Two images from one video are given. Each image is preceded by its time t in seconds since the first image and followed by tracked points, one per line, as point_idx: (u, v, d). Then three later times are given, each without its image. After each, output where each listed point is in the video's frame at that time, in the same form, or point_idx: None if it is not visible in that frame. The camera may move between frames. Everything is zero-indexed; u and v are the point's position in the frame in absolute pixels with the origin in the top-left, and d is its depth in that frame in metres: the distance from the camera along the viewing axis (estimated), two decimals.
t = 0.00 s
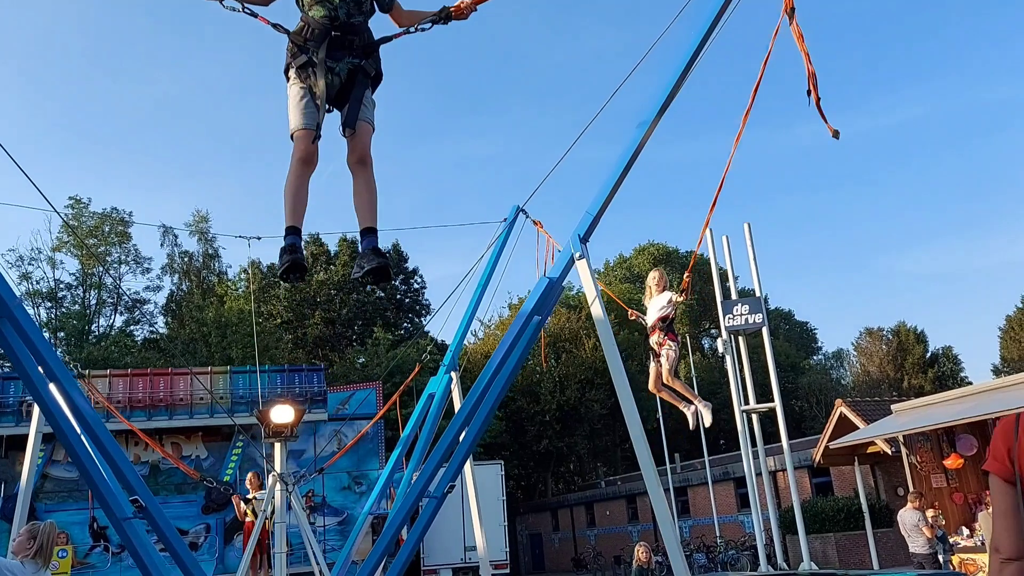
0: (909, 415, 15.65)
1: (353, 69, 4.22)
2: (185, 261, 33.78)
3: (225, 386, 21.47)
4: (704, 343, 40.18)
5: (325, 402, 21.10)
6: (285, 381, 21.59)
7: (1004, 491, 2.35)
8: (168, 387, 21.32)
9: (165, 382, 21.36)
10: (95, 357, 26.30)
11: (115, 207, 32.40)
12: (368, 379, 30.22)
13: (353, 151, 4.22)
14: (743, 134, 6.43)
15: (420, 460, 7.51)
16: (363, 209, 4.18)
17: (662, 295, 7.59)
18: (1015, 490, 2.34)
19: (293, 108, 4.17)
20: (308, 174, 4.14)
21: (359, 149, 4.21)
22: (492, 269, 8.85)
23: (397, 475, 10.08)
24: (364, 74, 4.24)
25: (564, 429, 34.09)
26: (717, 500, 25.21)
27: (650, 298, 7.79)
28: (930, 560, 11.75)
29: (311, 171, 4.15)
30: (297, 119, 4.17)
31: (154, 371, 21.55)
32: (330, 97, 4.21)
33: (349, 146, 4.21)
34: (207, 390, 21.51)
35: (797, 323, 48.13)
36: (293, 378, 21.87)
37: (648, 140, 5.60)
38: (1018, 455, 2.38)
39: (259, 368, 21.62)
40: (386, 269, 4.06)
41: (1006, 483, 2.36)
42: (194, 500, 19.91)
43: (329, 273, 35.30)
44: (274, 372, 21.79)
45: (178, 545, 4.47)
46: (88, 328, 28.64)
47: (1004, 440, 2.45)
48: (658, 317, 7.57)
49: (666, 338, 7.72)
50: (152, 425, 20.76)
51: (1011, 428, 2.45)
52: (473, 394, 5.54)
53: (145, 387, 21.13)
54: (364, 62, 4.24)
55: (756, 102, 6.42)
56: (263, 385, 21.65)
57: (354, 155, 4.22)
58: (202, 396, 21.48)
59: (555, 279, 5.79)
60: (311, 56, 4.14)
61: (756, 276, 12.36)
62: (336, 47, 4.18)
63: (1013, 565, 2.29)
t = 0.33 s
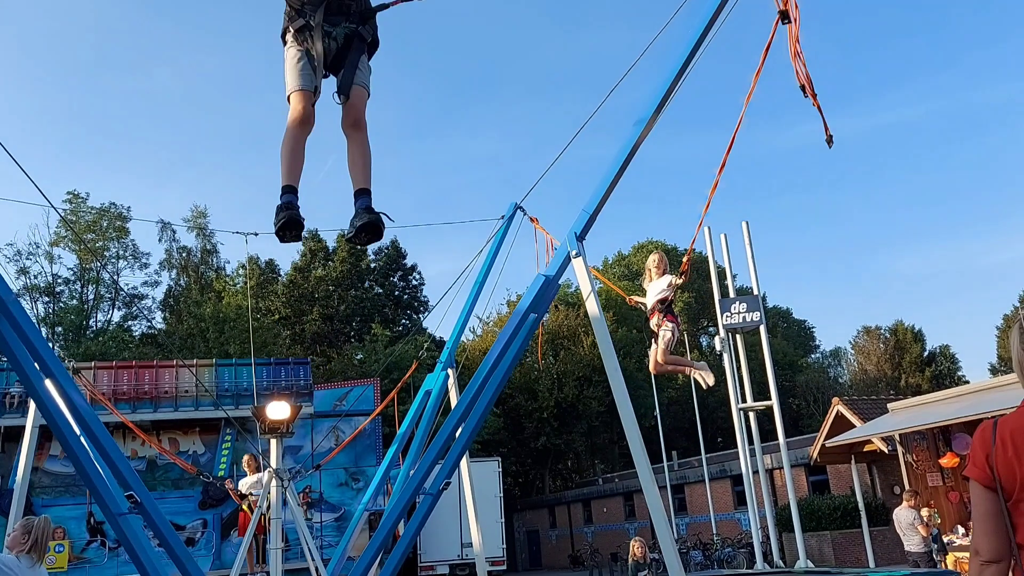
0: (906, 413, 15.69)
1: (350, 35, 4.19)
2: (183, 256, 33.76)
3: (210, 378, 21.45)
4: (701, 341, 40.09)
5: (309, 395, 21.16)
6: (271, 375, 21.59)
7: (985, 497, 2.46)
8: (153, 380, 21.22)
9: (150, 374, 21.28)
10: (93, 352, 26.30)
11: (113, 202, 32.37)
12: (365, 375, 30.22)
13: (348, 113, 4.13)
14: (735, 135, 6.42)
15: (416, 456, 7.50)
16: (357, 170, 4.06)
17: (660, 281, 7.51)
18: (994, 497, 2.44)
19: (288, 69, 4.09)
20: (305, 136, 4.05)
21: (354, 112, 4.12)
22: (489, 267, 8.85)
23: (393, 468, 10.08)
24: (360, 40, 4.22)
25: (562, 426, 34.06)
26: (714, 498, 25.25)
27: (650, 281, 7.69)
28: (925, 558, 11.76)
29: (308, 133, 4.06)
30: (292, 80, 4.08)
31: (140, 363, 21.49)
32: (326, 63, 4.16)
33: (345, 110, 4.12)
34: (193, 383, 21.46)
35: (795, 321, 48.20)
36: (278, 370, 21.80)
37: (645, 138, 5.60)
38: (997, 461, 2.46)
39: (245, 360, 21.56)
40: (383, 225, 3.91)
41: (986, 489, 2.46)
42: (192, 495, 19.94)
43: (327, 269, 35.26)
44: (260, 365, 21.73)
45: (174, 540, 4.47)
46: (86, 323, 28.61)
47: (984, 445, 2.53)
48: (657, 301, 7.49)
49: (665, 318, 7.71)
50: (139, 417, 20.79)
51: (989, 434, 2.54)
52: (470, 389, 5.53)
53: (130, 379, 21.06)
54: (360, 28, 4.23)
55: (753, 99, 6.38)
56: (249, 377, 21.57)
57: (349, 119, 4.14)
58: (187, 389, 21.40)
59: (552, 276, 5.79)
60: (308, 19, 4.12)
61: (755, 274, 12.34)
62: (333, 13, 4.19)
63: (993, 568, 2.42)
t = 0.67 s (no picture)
0: (904, 413, 15.70)
1: (349, 14, 4.19)
2: (183, 253, 33.77)
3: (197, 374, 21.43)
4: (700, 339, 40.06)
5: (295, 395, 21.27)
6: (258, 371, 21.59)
7: (967, 497, 2.46)
8: (138, 375, 21.06)
9: (135, 369, 21.14)
10: (92, 347, 26.26)
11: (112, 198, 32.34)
12: (364, 372, 30.25)
13: (346, 91, 4.10)
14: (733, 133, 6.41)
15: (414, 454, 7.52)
16: (354, 149, 4.04)
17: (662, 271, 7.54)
18: (976, 497, 2.45)
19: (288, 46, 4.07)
20: (303, 114, 4.05)
21: (353, 90, 4.09)
22: (487, 265, 8.85)
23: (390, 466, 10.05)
24: (359, 18, 4.21)
25: (560, 425, 34.09)
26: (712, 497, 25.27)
27: (650, 271, 7.75)
28: (921, 558, 11.77)
29: (306, 111, 4.06)
30: (292, 57, 4.06)
31: (126, 358, 21.36)
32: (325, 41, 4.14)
33: (343, 87, 4.09)
34: (179, 378, 21.36)
35: (794, 321, 48.25)
36: (267, 366, 21.92)
37: (643, 137, 5.60)
38: (978, 461, 2.46)
39: (233, 356, 21.55)
40: (379, 204, 3.90)
41: (968, 489, 2.46)
42: (190, 491, 19.96)
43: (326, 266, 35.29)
44: (247, 361, 21.74)
45: (170, 536, 4.48)
46: (84, 319, 28.58)
47: (966, 446, 2.54)
48: (658, 291, 7.54)
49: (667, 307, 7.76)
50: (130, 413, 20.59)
51: (971, 434, 2.55)
52: (467, 387, 5.55)
53: (116, 374, 20.97)
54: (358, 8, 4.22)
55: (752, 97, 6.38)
56: (236, 373, 21.52)
57: (346, 97, 4.11)
58: (173, 385, 21.24)
59: (549, 275, 5.79)
60: None
61: (754, 274, 12.34)
62: None
63: (975, 566, 2.43)
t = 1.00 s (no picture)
0: (901, 416, 15.74)
1: (349, 11, 4.13)
2: (183, 251, 33.78)
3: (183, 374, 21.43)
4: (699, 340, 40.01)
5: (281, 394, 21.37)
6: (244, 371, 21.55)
7: (951, 501, 2.49)
8: (124, 375, 21.01)
9: (121, 369, 21.06)
10: (91, 347, 26.26)
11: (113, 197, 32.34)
12: (362, 372, 30.26)
13: (347, 87, 4.12)
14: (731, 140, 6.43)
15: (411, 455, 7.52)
16: (355, 148, 4.07)
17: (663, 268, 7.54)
18: (959, 501, 2.47)
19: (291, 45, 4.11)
20: (303, 110, 4.08)
21: (352, 87, 4.10)
22: (485, 266, 8.87)
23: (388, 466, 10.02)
24: (360, 15, 4.16)
25: (559, 425, 34.10)
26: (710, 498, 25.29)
27: (651, 268, 7.75)
28: (918, 560, 11.77)
29: (306, 107, 4.08)
30: (292, 56, 4.10)
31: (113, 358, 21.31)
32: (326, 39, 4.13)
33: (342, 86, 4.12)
34: (165, 379, 21.33)
35: (793, 323, 48.28)
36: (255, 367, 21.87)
37: (641, 140, 5.64)
38: (963, 468, 2.48)
39: (219, 356, 21.45)
40: (378, 209, 3.94)
41: (953, 494, 2.48)
42: (189, 490, 19.99)
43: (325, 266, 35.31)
44: (234, 361, 21.62)
45: (166, 536, 4.48)
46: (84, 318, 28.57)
47: (951, 453, 2.55)
48: (660, 288, 7.54)
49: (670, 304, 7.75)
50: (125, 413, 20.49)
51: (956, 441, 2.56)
52: (465, 388, 5.56)
53: (102, 373, 20.91)
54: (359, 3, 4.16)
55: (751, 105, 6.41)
56: (222, 373, 21.44)
57: (348, 94, 4.11)
58: (159, 385, 21.22)
59: (546, 277, 5.80)
60: None
61: (753, 276, 12.34)
62: None
63: (957, 571, 2.45)
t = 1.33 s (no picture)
0: (900, 417, 15.77)
1: (352, 24, 4.11)
2: (183, 251, 33.82)
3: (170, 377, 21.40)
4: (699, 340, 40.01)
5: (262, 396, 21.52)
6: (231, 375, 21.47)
7: (939, 506, 2.50)
8: (112, 378, 20.94)
9: (109, 371, 20.97)
10: (92, 347, 26.29)
11: (113, 197, 32.35)
12: (362, 372, 30.28)
13: (349, 100, 4.13)
14: (730, 144, 6.42)
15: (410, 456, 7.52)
16: (355, 162, 4.09)
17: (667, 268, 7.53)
18: (947, 506, 2.49)
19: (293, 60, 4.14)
20: (303, 124, 4.09)
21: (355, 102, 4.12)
22: (484, 267, 8.88)
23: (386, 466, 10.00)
24: (361, 28, 4.13)
25: (558, 426, 34.11)
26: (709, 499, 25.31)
27: (656, 269, 7.74)
28: (916, 562, 11.79)
29: (306, 122, 4.09)
30: (293, 69, 4.13)
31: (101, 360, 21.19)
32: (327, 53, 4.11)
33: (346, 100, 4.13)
34: (152, 382, 21.24)
35: (793, 323, 48.32)
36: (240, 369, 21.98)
37: (640, 142, 5.66)
38: (952, 473, 2.50)
39: (206, 359, 21.49)
40: (377, 228, 4.03)
41: (942, 499, 2.49)
42: (189, 490, 20.01)
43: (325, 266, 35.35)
44: (221, 363, 21.65)
45: (166, 536, 4.49)
46: (84, 317, 28.58)
47: (940, 458, 2.56)
48: (662, 289, 7.54)
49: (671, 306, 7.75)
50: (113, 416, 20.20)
51: (946, 446, 2.57)
52: (464, 387, 5.57)
53: (89, 376, 20.84)
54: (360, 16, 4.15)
55: (750, 112, 6.40)
56: (210, 376, 21.45)
57: (351, 107, 4.13)
58: (146, 387, 21.18)
59: (545, 279, 5.82)
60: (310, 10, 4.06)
61: (751, 276, 12.34)
62: (336, 2, 4.13)
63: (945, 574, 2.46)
